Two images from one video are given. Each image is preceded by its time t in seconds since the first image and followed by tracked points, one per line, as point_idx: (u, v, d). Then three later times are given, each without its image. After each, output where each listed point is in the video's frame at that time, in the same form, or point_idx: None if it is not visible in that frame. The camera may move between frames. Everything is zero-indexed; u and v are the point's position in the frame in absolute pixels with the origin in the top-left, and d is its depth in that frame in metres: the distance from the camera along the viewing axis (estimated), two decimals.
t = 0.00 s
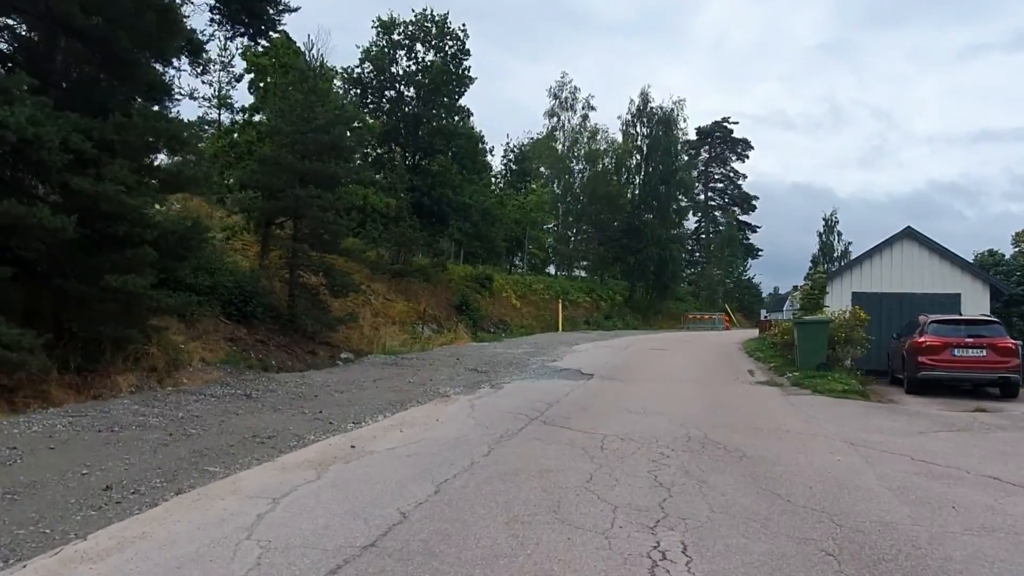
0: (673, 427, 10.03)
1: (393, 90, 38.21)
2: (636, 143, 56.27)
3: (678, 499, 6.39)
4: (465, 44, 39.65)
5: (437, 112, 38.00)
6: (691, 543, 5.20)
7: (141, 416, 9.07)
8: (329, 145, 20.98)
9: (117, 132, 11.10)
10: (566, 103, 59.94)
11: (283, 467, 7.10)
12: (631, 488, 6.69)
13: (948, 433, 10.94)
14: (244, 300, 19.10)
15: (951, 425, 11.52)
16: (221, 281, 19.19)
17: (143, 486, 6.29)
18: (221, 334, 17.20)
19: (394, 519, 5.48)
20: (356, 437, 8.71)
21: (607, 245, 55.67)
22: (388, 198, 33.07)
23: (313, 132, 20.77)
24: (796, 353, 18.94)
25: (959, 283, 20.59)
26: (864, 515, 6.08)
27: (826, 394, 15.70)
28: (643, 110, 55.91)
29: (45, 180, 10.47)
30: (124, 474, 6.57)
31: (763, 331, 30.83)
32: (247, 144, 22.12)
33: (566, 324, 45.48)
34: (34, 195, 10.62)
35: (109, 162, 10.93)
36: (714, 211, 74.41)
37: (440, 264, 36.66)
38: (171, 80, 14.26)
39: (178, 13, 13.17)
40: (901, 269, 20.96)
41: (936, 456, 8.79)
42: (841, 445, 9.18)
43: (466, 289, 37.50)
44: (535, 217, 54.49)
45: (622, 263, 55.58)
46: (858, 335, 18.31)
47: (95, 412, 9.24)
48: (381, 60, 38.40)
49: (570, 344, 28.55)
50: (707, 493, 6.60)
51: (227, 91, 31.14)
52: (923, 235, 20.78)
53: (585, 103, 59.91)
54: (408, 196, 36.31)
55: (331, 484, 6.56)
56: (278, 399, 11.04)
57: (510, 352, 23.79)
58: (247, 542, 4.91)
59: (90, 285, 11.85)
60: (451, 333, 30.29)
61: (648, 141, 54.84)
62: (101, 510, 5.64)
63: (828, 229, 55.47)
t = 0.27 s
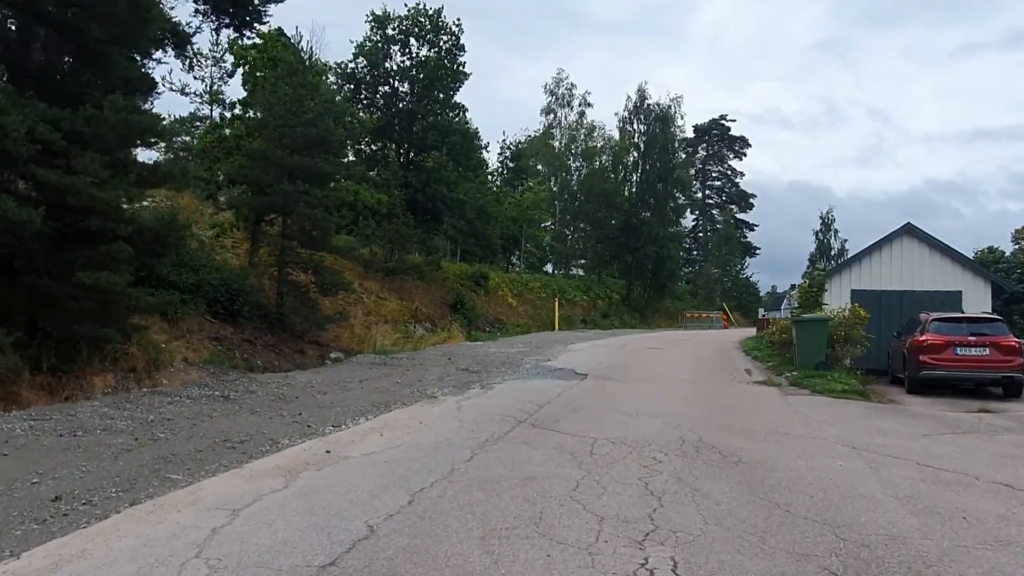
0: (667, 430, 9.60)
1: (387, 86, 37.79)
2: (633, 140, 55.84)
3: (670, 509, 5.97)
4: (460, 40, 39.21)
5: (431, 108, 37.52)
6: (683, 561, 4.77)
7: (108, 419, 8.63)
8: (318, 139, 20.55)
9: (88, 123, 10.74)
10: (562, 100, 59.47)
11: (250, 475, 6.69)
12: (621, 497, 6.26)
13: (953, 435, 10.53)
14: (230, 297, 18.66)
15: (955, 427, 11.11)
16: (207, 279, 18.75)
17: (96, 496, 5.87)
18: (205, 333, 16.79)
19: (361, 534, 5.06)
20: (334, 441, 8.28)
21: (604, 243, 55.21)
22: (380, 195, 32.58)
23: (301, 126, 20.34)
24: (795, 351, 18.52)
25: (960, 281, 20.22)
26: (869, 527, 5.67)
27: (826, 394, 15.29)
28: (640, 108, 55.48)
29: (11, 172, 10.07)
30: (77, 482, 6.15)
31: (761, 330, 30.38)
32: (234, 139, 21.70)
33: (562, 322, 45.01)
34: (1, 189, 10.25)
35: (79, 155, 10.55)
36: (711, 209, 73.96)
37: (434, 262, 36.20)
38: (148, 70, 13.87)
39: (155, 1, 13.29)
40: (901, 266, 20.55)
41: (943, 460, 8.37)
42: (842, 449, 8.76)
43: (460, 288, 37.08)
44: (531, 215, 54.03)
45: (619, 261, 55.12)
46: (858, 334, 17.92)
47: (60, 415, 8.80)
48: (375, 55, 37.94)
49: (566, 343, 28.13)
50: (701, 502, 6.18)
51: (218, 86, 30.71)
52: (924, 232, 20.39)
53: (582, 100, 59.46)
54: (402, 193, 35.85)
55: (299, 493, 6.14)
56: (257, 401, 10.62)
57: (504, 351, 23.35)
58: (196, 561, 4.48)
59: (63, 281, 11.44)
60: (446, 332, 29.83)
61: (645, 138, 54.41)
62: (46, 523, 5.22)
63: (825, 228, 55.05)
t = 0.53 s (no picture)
0: (663, 436, 9.15)
1: (381, 82, 37.42)
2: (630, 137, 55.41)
3: (663, 526, 5.54)
4: (455, 35, 38.74)
5: (425, 104, 37.13)
6: None
7: (73, 426, 8.19)
8: (306, 135, 20.10)
9: (57, 119, 10.48)
10: (559, 97, 59.00)
11: (214, 489, 6.25)
12: (611, 513, 5.82)
13: (959, 439, 10.10)
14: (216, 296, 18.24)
15: (962, 431, 10.68)
16: (192, 277, 18.31)
17: (42, 512, 5.44)
18: (187, 333, 16.34)
19: (326, 557, 4.61)
20: (310, 450, 7.84)
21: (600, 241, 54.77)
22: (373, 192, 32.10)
23: (289, 121, 19.89)
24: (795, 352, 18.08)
25: (961, 280, 19.81)
26: (879, 546, 5.24)
27: (826, 395, 14.87)
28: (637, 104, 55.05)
29: None
30: (24, 498, 5.71)
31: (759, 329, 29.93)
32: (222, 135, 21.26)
33: (558, 321, 44.56)
34: None
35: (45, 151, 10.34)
36: (709, 207, 73.51)
37: (428, 260, 35.74)
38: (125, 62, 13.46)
39: None
40: (901, 265, 20.11)
41: (950, 468, 7.92)
42: (846, 456, 8.33)
43: (455, 286, 36.60)
44: (528, 212, 53.57)
45: (617, 259, 54.67)
46: (858, 334, 17.49)
47: (23, 421, 8.35)
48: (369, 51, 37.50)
49: (561, 342, 27.69)
50: (698, 518, 5.75)
51: (209, 81, 30.25)
52: (924, 230, 19.96)
53: (579, 97, 58.99)
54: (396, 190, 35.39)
55: (265, 510, 5.71)
56: (234, 406, 10.16)
57: (498, 351, 22.90)
58: None
59: (34, 280, 11.02)
60: (439, 331, 29.40)
61: (642, 135, 53.97)
62: None
63: (823, 226, 54.63)
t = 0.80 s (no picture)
0: (660, 440, 8.70)
1: (374, 77, 36.92)
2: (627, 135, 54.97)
3: (659, 542, 5.09)
4: (450, 30, 38.27)
5: (419, 100, 36.62)
6: None
7: (36, 432, 7.72)
8: (294, 129, 19.64)
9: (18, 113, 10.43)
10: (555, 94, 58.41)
11: (176, 502, 5.81)
12: (603, 527, 5.37)
13: (970, 440, 9.66)
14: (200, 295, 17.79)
15: (972, 432, 10.24)
16: (176, 274, 17.87)
17: None
18: (169, 333, 15.90)
19: None
20: (285, 457, 7.38)
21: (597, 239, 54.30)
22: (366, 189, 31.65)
23: (277, 114, 19.41)
24: (794, 352, 17.63)
25: (961, 278, 19.28)
26: (893, 562, 4.82)
27: (827, 395, 14.43)
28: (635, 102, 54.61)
29: None
30: None
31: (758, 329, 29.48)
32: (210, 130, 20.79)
33: (554, 319, 44.12)
34: None
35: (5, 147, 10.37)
36: (706, 205, 73.06)
37: (423, 259, 35.29)
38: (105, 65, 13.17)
39: None
40: (900, 263, 19.57)
41: (962, 473, 7.47)
42: (853, 461, 7.88)
43: (450, 285, 36.14)
44: (523, 211, 53.08)
45: (613, 258, 54.22)
46: (860, 333, 17.08)
47: None
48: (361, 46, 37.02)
49: (557, 341, 27.25)
50: (697, 533, 5.30)
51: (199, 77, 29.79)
52: (923, 226, 19.46)
53: (575, 94, 58.48)
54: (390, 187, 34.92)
55: (225, 525, 5.26)
56: (210, 410, 9.69)
57: (492, 350, 22.44)
58: None
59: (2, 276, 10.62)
60: (433, 329, 28.94)
61: (639, 133, 53.52)
62: None
63: (819, 224, 54.20)
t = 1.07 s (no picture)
0: (654, 448, 8.22)
1: (368, 73, 36.41)
2: (623, 132, 54.50)
3: (651, 567, 4.61)
4: (445, 25, 37.77)
5: (413, 96, 36.12)
6: None
7: None
8: (281, 122, 19.15)
9: None
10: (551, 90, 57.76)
11: (123, 519, 5.32)
12: (589, 548, 4.89)
13: (980, 447, 9.20)
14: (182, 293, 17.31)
15: (981, 438, 9.78)
16: (159, 271, 17.39)
17: None
18: (149, 332, 15.41)
19: None
20: (253, 466, 6.88)
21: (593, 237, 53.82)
22: (358, 185, 31.21)
23: (264, 108, 18.92)
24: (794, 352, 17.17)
25: (964, 276, 18.84)
26: None
27: (827, 398, 13.97)
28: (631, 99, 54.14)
29: None
30: None
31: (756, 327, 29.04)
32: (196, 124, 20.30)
33: (549, 318, 43.66)
34: None
35: None
36: (703, 203, 72.61)
37: (416, 256, 34.81)
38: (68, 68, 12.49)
39: None
40: (902, 260, 19.09)
41: (976, 485, 6.99)
42: (858, 470, 7.42)
43: (444, 283, 35.66)
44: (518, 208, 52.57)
45: (610, 256, 53.76)
46: (862, 333, 16.63)
47: None
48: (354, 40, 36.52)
49: (551, 341, 26.77)
50: (692, 555, 4.82)
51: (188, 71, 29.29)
52: (926, 223, 19.01)
53: (571, 91, 57.96)
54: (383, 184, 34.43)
55: (174, 547, 4.78)
56: (179, 414, 9.18)
57: (485, 350, 21.98)
58: None
59: None
60: (425, 328, 28.46)
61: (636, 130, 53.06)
62: None
63: (817, 222, 53.76)
